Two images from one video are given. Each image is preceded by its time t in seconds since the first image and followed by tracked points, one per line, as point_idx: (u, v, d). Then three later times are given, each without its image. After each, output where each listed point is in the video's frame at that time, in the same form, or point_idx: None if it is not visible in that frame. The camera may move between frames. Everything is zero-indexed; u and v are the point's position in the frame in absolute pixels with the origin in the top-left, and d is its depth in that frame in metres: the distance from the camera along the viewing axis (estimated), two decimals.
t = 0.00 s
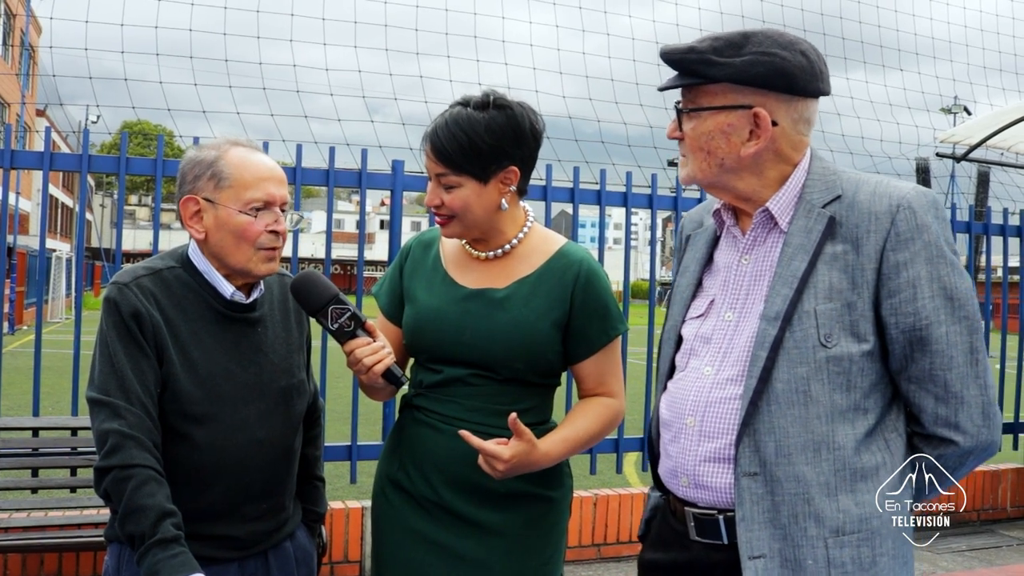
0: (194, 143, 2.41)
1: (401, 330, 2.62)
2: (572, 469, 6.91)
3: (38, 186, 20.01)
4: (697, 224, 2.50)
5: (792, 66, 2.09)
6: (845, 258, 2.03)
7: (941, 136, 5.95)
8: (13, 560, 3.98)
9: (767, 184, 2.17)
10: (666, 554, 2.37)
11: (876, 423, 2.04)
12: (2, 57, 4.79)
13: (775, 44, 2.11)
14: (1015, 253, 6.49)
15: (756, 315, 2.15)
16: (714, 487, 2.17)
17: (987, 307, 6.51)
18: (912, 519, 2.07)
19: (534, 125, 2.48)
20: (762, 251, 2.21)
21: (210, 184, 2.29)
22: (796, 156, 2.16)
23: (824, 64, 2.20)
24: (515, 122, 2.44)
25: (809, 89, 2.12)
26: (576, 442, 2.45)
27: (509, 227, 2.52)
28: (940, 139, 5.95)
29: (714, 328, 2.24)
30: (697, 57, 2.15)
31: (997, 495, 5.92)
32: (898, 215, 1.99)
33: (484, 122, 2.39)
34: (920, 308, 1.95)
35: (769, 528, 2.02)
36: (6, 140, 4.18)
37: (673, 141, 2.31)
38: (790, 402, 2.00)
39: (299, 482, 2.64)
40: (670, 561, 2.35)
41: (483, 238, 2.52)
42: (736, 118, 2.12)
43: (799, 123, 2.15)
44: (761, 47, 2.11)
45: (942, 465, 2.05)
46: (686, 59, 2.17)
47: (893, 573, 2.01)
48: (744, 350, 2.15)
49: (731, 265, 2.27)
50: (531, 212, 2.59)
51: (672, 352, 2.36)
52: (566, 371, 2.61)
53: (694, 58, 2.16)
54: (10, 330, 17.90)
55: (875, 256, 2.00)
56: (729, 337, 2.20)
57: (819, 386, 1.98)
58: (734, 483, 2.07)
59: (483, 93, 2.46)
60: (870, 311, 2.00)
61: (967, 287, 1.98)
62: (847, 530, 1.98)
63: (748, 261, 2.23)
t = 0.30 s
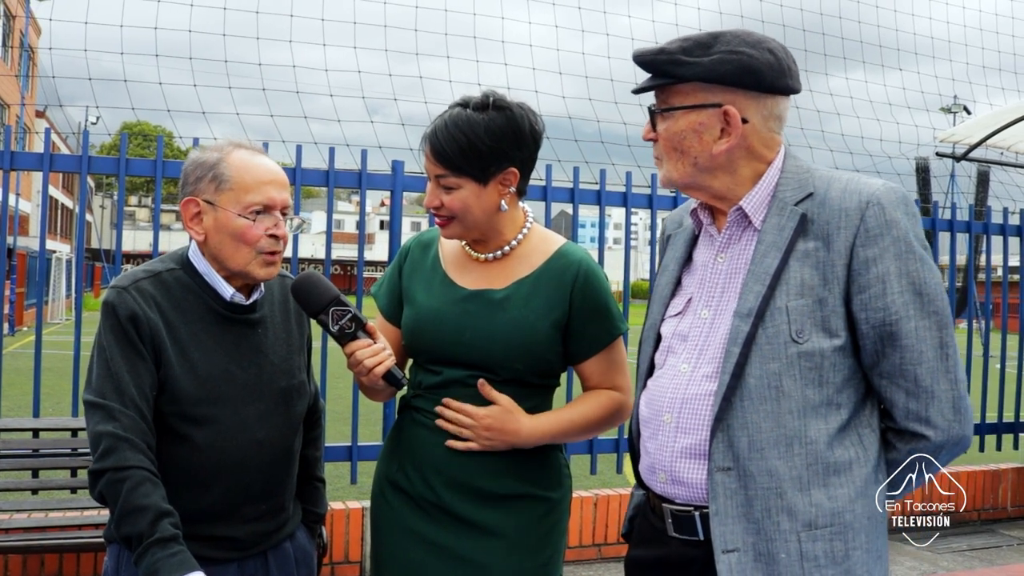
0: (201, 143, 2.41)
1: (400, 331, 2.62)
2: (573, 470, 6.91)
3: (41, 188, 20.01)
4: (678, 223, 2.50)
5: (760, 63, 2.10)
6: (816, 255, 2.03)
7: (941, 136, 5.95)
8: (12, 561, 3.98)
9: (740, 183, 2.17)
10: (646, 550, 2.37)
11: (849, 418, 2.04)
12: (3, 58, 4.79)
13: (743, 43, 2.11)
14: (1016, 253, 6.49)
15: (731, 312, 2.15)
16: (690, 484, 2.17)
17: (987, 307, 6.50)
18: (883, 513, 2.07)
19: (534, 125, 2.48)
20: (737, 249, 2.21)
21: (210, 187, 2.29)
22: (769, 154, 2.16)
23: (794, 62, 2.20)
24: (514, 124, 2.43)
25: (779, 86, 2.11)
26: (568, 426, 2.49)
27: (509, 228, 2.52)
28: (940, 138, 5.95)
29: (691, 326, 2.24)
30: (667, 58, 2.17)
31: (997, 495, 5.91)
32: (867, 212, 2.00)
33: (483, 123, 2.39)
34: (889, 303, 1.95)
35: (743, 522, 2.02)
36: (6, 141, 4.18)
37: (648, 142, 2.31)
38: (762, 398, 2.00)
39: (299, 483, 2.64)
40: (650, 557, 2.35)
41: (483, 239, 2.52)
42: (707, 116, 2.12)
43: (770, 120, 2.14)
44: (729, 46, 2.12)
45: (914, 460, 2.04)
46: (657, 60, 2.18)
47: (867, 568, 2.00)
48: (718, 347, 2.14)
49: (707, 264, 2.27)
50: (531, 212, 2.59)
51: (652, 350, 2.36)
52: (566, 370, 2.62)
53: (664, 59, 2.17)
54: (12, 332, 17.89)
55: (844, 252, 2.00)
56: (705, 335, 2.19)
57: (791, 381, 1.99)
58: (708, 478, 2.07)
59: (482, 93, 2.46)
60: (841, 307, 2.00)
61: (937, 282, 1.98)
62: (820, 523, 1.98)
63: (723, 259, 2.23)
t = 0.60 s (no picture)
0: (202, 144, 2.41)
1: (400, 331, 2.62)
2: (575, 470, 6.91)
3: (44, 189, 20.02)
4: (665, 223, 2.50)
5: (737, 66, 2.10)
6: (795, 256, 2.03)
7: (942, 135, 5.95)
8: (14, 561, 3.99)
9: (722, 184, 2.17)
10: (632, 547, 2.37)
11: (828, 417, 2.04)
12: (5, 60, 4.80)
13: (720, 46, 2.12)
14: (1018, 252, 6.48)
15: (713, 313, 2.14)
16: (672, 481, 2.17)
17: (989, 307, 6.49)
18: (864, 511, 2.07)
19: (534, 126, 2.48)
20: (719, 250, 2.21)
21: (212, 187, 2.29)
22: (750, 155, 2.17)
23: (772, 61, 2.20)
24: (514, 125, 2.43)
25: (757, 87, 2.12)
26: (568, 423, 2.48)
27: (509, 229, 2.52)
28: (942, 138, 5.95)
29: (674, 326, 2.24)
30: (646, 63, 2.17)
31: (999, 494, 5.91)
32: (844, 213, 2.00)
33: (484, 124, 2.39)
34: (866, 304, 1.95)
35: (723, 519, 2.03)
36: (8, 142, 4.18)
37: (632, 146, 2.32)
38: (741, 398, 2.00)
39: (301, 484, 2.64)
40: (636, 555, 2.35)
41: (483, 239, 2.52)
42: (687, 120, 2.13)
43: (750, 122, 2.15)
44: (706, 49, 2.12)
45: (892, 459, 2.03)
46: (636, 66, 2.19)
47: (846, 565, 2.00)
48: (701, 346, 2.14)
49: (690, 264, 2.27)
50: (532, 213, 2.59)
51: (637, 349, 2.34)
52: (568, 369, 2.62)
53: (643, 64, 2.17)
54: (14, 332, 17.89)
55: (822, 254, 2.00)
56: (688, 335, 2.19)
57: (769, 381, 1.99)
58: (689, 476, 2.07)
59: (483, 94, 2.46)
60: (818, 308, 2.00)
61: (914, 282, 1.98)
62: (798, 521, 1.98)
63: (706, 260, 2.23)
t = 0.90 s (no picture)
0: (208, 146, 2.41)
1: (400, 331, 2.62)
2: (577, 470, 6.91)
3: (47, 189, 20.02)
4: (655, 224, 2.50)
5: (720, 67, 2.11)
6: (782, 256, 2.03)
7: (944, 136, 5.95)
8: (15, 561, 3.99)
9: (710, 184, 2.17)
10: (627, 545, 2.37)
11: (818, 414, 2.04)
12: (7, 61, 4.81)
13: (703, 48, 2.13)
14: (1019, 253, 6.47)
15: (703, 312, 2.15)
16: (665, 481, 2.17)
17: (990, 307, 6.47)
18: (856, 507, 2.07)
19: (534, 126, 2.48)
20: (708, 251, 2.21)
21: (216, 189, 2.29)
22: (736, 155, 2.17)
23: (755, 62, 2.21)
24: (515, 125, 2.43)
25: (741, 87, 2.12)
26: (568, 421, 2.48)
27: (509, 229, 2.52)
28: (943, 138, 5.95)
29: (666, 326, 2.24)
30: (630, 68, 2.17)
31: (1000, 494, 5.90)
32: (829, 213, 2.00)
33: (484, 125, 2.39)
34: (853, 301, 1.95)
35: (715, 517, 2.03)
36: (9, 142, 4.18)
37: (620, 149, 2.32)
38: (731, 396, 2.00)
39: (301, 484, 2.64)
40: (631, 553, 2.35)
41: (483, 239, 2.52)
42: (673, 122, 2.13)
43: (735, 122, 2.16)
44: (690, 51, 2.13)
45: (882, 455, 2.03)
46: (620, 71, 2.19)
47: (838, 562, 2.00)
48: (691, 346, 2.14)
49: (681, 265, 2.27)
50: (532, 213, 2.59)
51: (630, 350, 2.33)
52: (568, 369, 2.62)
53: (627, 69, 2.17)
54: (16, 333, 17.89)
55: (808, 253, 2.00)
56: (679, 335, 2.19)
57: (758, 379, 1.99)
58: (681, 474, 2.07)
59: (483, 94, 2.46)
60: (806, 306, 2.00)
61: (900, 279, 1.98)
62: (790, 518, 1.98)
63: (695, 261, 2.23)
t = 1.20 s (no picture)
0: (204, 144, 2.42)
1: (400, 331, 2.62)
2: (577, 470, 6.91)
3: (47, 189, 20.01)
4: (652, 224, 2.50)
5: (716, 67, 2.11)
6: (781, 255, 2.03)
7: (944, 136, 5.94)
8: (16, 561, 3.99)
9: (707, 184, 2.17)
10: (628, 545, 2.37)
11: (819, 413, 2.03)
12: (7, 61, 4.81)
13: (697, 48, 2.12)
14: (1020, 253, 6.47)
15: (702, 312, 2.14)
16: (666, 481, 2.17)
17: (991, 307, 6.46)
18: (857, 504, 2.07)
19: (533, 125, 2.48)
20: (706, 251, 2.21)
21: (207, 182, 2.30)
22: (733, 155, 2.17)
23: (750, 62, 2.21)
24: (513, 125, 2.43)
25: (736, 87, 2.13)
26: (568, 421, 2.48)
27: (509, 229, 2.52)
28: (944, 138, 5.94)
29: (664, 326, 2.24)
30: (625, 70, 2.17)
31: (1000, 494, 5.90)
32: (828, 211, 2.00)
33: (483, 124, 2.39)
34: (852, 300, 1.95)
35: (718, 516, 2.03)
36: (9, 142, 4.18)
37: (616, 151, 2.32)
38: (732, 395, 2.00)
39: (302, 484, 2.64)
40: (632, 553, 2.35)
41: (483, 239, 2.52)
42: (670, 123, 2.13)
43: (731, 121, 2.16)
44: (684, 52, 2.12)
45: (882, 452, 2.03)
46: (615, 72, 2.18)
47: (840, 560, 2.00)
48: (691, 346, 2.14)
49: (679, 265, 2.27)
50: (532, 212, 2.59)
51: (627, 350, 2.33)
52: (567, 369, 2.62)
53: (622, 70, 2.17)
54: (15, 333, 17.88)
55: (808, 252, 2.00)
56: (678, 335, 2.19)
57: (760, 378, 1.98)
58: (683, 474, 2.07)
59: (481, 94, 2.46)
60: (806, 305, 2.00)
61: (899, 277, 1.98)
62: (792, 516, 1.98)
63: (693, 261, 2.23)
